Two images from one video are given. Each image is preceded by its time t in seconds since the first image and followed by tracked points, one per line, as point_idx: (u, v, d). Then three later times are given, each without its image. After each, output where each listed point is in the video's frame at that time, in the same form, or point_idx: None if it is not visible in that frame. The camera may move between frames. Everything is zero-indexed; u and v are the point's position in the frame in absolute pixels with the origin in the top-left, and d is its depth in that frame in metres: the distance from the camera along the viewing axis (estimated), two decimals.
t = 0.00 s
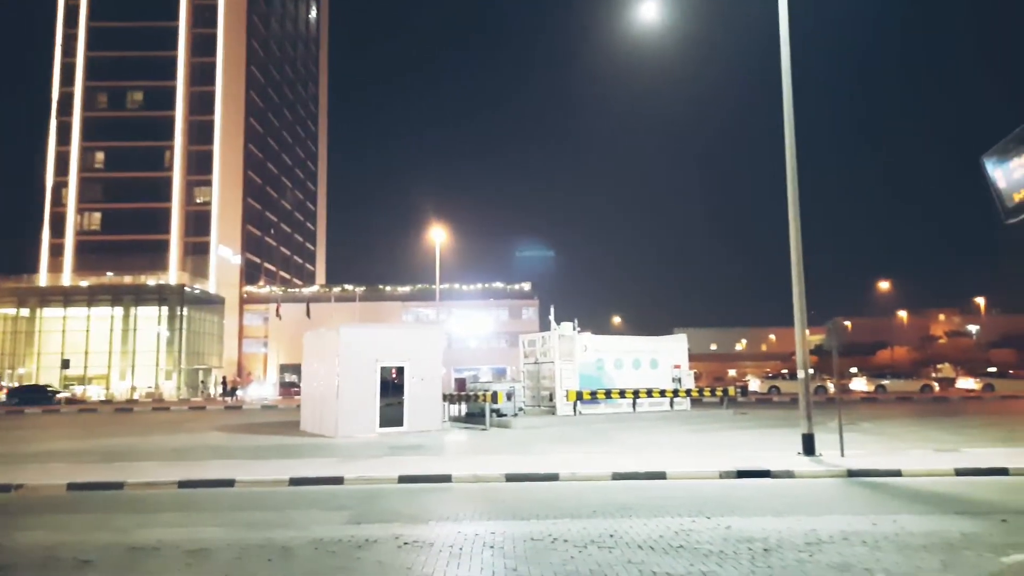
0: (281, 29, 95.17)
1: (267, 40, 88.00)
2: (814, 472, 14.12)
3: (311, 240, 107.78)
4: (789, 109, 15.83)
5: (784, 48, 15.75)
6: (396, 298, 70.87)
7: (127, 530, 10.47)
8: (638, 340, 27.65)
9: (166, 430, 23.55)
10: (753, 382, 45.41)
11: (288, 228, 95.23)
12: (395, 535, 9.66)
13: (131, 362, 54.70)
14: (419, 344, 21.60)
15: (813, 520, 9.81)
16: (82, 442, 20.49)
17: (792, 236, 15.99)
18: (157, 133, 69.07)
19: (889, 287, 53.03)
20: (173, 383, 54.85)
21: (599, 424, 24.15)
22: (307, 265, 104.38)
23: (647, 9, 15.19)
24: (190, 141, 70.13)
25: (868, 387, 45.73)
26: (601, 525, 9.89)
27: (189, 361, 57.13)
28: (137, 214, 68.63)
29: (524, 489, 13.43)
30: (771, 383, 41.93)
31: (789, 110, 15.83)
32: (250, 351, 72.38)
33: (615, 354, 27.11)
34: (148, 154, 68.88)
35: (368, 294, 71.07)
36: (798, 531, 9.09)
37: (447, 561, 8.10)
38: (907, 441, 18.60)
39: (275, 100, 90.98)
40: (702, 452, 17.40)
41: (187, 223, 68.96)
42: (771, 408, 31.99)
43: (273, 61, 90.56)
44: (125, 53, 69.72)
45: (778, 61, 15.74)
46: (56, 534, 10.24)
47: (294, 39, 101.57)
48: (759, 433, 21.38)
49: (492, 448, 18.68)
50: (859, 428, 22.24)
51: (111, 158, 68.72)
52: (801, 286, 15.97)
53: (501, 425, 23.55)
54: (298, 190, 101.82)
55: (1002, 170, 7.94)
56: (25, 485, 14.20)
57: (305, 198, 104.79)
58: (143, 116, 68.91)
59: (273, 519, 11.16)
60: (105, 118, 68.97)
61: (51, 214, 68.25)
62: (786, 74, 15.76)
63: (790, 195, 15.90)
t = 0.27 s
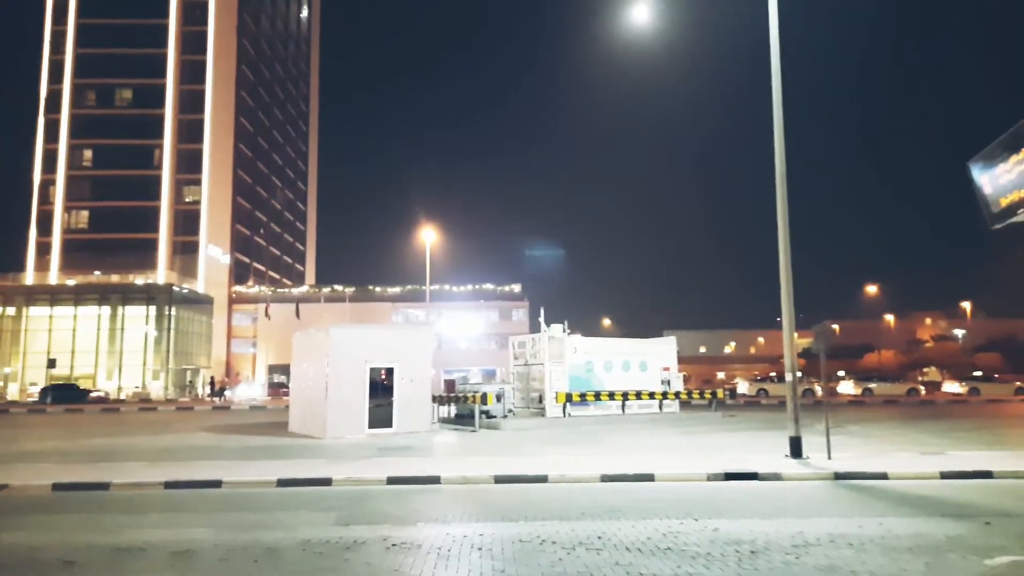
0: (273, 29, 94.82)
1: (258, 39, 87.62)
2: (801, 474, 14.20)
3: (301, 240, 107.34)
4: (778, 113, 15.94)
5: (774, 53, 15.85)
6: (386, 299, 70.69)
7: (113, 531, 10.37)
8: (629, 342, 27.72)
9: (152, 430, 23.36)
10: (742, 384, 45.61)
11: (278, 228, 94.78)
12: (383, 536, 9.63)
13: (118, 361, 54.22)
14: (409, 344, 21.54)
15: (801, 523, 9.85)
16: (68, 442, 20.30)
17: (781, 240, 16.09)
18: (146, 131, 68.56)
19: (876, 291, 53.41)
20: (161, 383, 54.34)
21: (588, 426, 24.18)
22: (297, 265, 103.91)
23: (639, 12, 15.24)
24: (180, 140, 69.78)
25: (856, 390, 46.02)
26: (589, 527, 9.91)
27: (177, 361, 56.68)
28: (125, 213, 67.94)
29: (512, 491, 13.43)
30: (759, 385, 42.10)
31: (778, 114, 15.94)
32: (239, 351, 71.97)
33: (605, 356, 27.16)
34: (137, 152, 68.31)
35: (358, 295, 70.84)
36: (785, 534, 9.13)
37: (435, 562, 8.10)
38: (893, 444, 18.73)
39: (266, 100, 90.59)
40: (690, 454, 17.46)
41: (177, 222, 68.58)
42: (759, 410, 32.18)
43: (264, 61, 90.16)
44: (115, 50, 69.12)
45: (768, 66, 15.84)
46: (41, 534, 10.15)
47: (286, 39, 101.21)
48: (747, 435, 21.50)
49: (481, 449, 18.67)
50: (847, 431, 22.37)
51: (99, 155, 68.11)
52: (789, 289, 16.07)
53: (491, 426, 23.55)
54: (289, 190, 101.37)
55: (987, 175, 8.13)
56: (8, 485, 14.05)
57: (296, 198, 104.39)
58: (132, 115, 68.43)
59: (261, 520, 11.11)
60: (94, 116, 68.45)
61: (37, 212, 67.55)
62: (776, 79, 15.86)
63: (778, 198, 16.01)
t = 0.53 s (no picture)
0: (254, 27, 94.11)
1: (239, 38, 86.91)
2: (779, 475, 14.34)
3: (283, 240, 106.63)
4: (758, 117, 16.10)
5: (754, 58, 16.01)
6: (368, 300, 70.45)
7: (85, 534, 10.23)
8: (610, 344, 27.84)
9: (128, 431, 23.07)
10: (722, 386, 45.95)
11: (258, 227, 94.04)
12: (361, 538, 9.59)
13: (94, 362, 53.47)
14: (390, 346, 21.48)
15: (778, 523, 9.96)
16: (41, 444, 19.99)
17: (760, 243, 16.25)
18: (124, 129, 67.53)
19: (853, 294, 54.12)
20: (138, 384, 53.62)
21: (568, 427, 24.26)
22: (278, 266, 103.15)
23: (621, 15, 15.33)
24: (158, 138, 69.04)
25: (833, 392, 46.56)
26: (569, 528, 9.93)
27: (154, 361, 56.00)
28: (103, 211, 66.80)
29: (492, 492, 13.43)
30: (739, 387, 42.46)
31: (758, 118, 16.09)
32: (218, 352, 71.63)
33: (586, 357, 27.25)
34: (113, 149, 67.31)
35: (339, 295, 70.48)
36: (763, 534, 9.22)
37: (414, 565, 8.07)
38: (869, 446, 18.97)
39: (246, 99, 89.86)
40: (670, 456, 17.54)
41: (154, 221, 68.08)
42: (738, 412, 32.45)
43: (245, 59, 89.45)
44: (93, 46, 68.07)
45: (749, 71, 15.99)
46: (12, 537, 9.99)
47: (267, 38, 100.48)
48: (726, 437, 21.69)
49: (462, 451, 18.64)
50: (824, 432, 22.62)
51: (76, 152, 66.96)
52: (768, 291, 16.23)
53: (471, 427, 23.52)
54: (269, 189, 100.62)
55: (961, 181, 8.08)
56: None
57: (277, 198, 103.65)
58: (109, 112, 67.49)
59: (238, 522, 10.99)
60: (71, 113, 67.29)
61: (13, 210, 66.38)
62: (756, 83, 16.01)
63: (758, 201, 16.17)
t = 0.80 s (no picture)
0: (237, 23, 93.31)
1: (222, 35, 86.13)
2: (760, 473, 14.49)
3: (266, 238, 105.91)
4: (741, 118, 16.23)
5: (738, 59, 16.13)
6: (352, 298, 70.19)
7: (65, 535, 10.14)
8: (594, 343, 27.93)
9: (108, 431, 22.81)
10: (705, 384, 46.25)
11: (241, 225, 93.32)
12: (344, 537, 9.58)
13: (74, 360, 52.77)
14: (374, 345, 21.42)
15: (759, 520, 10.08)
16: (20, 444, 19.73)
17: (743, 242, 16.39)
18: (104, 125, 66.54)
19: (834, 293, 54.71)
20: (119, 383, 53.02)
21: (552, 425, 24.32)
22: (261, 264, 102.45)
23: (606, 14, 15.39)
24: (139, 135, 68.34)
25: (814, 390, 47.01)
26: (552, 526, 9.99)
27: (136, 360, 55.36)
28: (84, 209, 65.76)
29: (477, 490, 13.47)
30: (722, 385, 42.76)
31: (741, 119, 16.22)
32: (200, 351, 70.43)
33: (570, 356, 27.33)
34: (93, 145, 66.15)
35: (323, 294, 70.10)
36: (744, 531, 9.33)
37: (397, 563, 8.09)
38: (849, 443, 19.20)
39: (229, 96, 89.07)
40: (654, 454, 17.65)
41: (136, 219, 67.45)
42: (721, 410, 32.69)
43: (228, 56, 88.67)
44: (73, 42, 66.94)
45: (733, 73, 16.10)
46: None
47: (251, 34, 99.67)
48: (709, 435, 21.86)
49: (447, 450, 18.63)
50: (805, 430, 22.86)
51: (57, 149, 65.64)
52: (750, 291, 16.38)
53: (456, 426, 23.52)
54: (253, 187, 99.87)
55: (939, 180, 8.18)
56: None
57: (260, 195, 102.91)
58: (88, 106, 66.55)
59: (222, 522, 10.95)
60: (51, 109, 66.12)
61: None
62: (739, 84, 16.14)
63: (740, 201, 16.31)
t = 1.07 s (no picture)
0: (223, 23, 92.69)
1: (208, 34, 85.46)
2: (745, 472, 14.63)
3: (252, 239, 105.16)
4: (726, 120, 16.38)
5: (723, 62, 16.28)
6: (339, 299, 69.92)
7: (49, 538, 10.07)
8: (580, 343, 28.03)
9: (92, 433, 22.62)
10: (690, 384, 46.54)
11: (227, 226, 92.60)
12: (331, 538, 9.59)
13: (57, 362, 52.18)
14: (361, 345, 21.39)
15: (743, 519, 10.20)
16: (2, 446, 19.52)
17: (728, 244, 16.54)
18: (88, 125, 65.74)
19: (818, 294, 55.20)
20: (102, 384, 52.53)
21: (539, 425, 24.40)
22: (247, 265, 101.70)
23: (593, 17, 15.47)
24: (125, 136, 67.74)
25: (798, 390, 47.42)
26: (539, 526, 10.05)
27: (119, 361, 54.84)
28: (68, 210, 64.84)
29: (463, 491, 13.51)
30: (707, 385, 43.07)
31: (726, 122, 16.38)
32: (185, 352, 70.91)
33: (557, 357, 27.41)
34: (77, 145, 65.37)
35: (309, 295, 69.83)
36: (728, 530, 9.44)
37: (384, 564, 8.11)
38: (832, 443, 19.39)
39: (215, 95, 88.44)
40: (640, 454, 17.75)
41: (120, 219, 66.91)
42: (706, 410, 32.93)
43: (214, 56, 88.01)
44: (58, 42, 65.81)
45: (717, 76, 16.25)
46: None
47: (237, 34, 99.05)
48: (694, 434, 22.04)
49: (433, 450, 18.63)
50: (789, 430, 23.08)
51: (40, 149, 64.54)
52: (735, 291, 16.52)
53: (443, 427, 23.52)
54: (239, 187, 99.18)
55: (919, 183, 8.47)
56: None
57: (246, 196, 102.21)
58: (70, 106, 65.45)
59: (208, 524, 10.92)
60: (34, 108, 64.99)
61: None
62: (724, 87, 16.29)
63: (725, 203, 16.46)
